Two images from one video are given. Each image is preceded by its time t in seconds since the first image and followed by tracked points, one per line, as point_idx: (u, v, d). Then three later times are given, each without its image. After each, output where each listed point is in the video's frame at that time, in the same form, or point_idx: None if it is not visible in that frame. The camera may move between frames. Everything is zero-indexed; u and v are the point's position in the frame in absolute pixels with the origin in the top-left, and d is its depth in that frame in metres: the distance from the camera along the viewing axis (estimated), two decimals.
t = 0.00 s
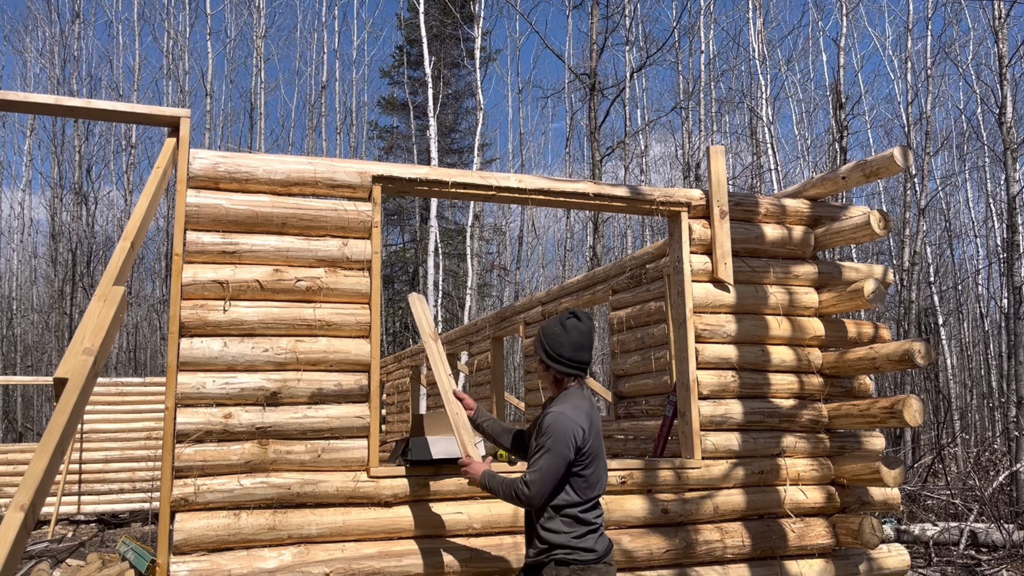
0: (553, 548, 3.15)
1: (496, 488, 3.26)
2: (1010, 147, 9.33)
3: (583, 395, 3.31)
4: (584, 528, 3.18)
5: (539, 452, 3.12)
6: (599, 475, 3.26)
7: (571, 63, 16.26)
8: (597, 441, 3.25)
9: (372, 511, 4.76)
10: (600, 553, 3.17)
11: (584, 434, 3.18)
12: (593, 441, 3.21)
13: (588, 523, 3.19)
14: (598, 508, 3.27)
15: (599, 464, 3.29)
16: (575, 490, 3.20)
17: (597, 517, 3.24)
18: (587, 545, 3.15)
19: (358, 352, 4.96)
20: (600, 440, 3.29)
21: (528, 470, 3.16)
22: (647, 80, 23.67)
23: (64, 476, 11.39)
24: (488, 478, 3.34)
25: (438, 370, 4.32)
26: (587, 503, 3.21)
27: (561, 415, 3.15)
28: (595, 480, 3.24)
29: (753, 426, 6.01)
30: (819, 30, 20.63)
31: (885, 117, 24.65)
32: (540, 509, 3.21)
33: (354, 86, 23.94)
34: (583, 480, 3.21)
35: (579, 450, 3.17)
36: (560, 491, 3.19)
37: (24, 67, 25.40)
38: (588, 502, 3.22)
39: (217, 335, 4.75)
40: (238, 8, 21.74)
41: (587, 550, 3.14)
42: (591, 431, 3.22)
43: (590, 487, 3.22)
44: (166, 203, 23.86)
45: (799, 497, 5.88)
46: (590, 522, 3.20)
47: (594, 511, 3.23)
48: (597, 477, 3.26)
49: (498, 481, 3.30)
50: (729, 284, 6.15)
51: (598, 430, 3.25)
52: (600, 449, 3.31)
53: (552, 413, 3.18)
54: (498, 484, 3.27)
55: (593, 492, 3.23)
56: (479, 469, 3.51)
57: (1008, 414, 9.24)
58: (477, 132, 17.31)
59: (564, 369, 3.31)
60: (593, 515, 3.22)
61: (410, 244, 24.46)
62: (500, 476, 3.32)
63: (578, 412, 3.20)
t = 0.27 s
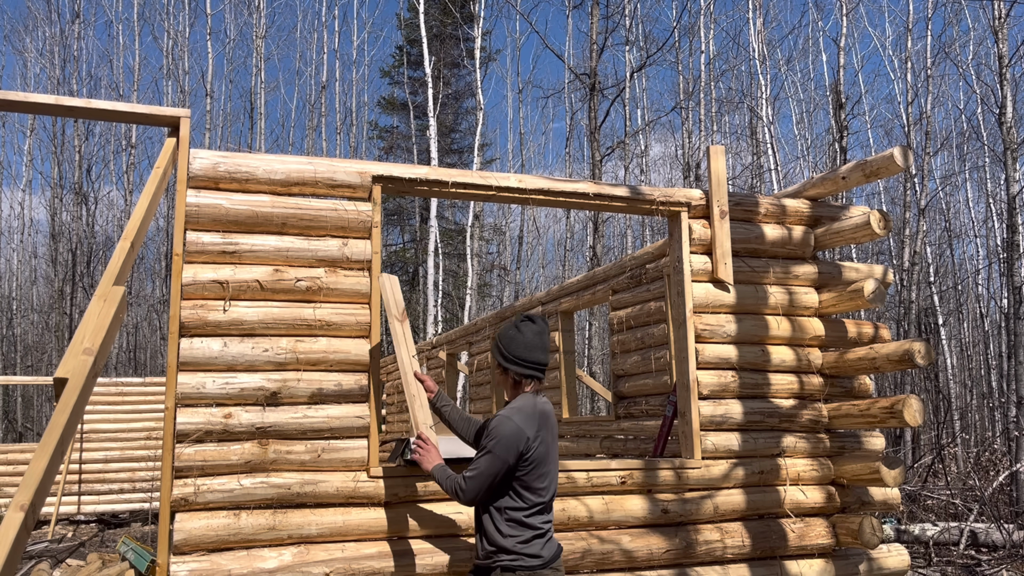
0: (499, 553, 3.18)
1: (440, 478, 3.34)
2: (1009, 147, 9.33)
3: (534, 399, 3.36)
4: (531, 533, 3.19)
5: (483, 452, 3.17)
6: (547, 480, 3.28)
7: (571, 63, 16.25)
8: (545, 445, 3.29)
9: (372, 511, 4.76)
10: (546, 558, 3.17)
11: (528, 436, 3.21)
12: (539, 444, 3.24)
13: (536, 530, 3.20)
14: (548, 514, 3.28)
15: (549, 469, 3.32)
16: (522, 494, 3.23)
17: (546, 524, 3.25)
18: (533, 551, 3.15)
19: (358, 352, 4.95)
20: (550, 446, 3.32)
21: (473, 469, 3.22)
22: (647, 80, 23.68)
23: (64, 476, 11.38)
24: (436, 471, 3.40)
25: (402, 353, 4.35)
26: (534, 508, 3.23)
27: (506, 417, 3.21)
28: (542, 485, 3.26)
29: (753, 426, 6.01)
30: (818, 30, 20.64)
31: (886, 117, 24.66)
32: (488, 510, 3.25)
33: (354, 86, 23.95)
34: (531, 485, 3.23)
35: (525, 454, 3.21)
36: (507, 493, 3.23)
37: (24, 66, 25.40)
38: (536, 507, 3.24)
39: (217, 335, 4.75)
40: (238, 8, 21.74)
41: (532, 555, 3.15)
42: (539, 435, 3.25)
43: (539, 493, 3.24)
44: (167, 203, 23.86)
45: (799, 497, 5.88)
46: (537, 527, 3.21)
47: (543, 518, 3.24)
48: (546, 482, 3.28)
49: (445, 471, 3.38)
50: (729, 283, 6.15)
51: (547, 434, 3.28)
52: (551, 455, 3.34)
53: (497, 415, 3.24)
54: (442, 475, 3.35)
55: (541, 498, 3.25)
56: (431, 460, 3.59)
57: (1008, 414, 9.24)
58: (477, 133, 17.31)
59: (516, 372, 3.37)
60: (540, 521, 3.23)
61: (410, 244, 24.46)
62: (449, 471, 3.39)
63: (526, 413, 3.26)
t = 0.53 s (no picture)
0: (450, 541, 3.24)
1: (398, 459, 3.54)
2: (1009, 147, 9.33)
3: (493, 393, 3.39)
4: (482, 525, 3.22)
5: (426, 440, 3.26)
6: (500, 471, 3.29)
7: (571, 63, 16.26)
8: (498, 439, 3.30)
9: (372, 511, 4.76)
10: (495, 552, 3.18)
11: (474, 427, 3.24)
12: (490, 438, 3.27)
13: (489, 524, 3.22)
14: (505, 509, 3.28)
15: (506, 464, 3.33)
16: (474, 484, 3.27)
17: (501, 516, 3.25)
18: (482, 543, 3.18)
19: (358, 352, 4.95)
20: (506, 440, 3.33)
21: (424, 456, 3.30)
22: (647, 80, 23.68)
23: (64, 476, 11.37)
24: (396, 458, 3.55)
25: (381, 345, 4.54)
26: (486, 499, 3.26)
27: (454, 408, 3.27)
28: (496, 475, 3.28)
29: (753, 426, 6.01)
30: (818, 30, 20.64)
31: (886, 117, 24.67)
32: (443, 501, 3.34)
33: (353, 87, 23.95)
34: (484, 478, 3.26)
35: (474, 447, 3.24)
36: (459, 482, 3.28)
37: (24, 67, 25.40)
38: (488, 498, 3.26)
39: (217, 335, 4.75)
40: (238, 8, 21.75)
41: (481, 547, 3.18)
42: (490, 429, 3.28)
43: (492, 486, 3.27)
44: (167, 203, 23.86)
45: (799, 497, 5.88)
46: (489, 520, 3.22)
47: (497, 512, 3.25)
48: (500, 476, 3.29)
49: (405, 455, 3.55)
50: (729, 283, 6.15)
51: (499, 428, 3.30)
52: (509, 450, 3.35)
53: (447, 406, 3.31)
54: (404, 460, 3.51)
55: (495, 493, 3.26)
56: (394, 447, 3.70)
57: (1008, 414, 9.24)
58: (477, 133, 17.30)
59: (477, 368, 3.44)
60: (494, 514, 3.25)
61: (410, 244, 24.45)
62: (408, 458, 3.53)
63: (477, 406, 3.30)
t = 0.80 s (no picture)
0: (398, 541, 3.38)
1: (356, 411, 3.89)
2: (1010, 147, 9.33)
3: (435, 391, 3.49)
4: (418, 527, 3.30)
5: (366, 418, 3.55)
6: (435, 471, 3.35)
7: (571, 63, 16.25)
8: (432, 436, 3.38)
9: (372, 511, 4.76)
10: (426, 554, 3.23)
11: (403, 423, 3.39)
12: (421, 435, 3.36)
13: (427, 522, 3.29)
14: (445, 508, 3.32)
15: (448, 463, 3.37)
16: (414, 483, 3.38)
17: (436, 517, 3.29)
18: (413, 544, 3.26)
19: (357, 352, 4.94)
20: (443, 437, 3.38)
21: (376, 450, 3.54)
22: (647, 80, 23.68)
23: (64, 476, 11.36)
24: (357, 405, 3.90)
25: (358, 310, 4.86)
26: (423, 497, 3.34)
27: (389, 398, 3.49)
28: (431, 474, 3.34)
29: (753, 426, 6.01)
30: (818, 30, 20.64)
31: (886, 117, 24.68)
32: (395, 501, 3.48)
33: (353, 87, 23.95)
34: (419, 476, 3.36)
35: (407, 444, 3.38)
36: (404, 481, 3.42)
37: (24, 67, 25.40)
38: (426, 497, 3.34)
39: (217, 335, 4.75)
40: (238, 8, 21.74)
41: (414, 547, 3.26)
42: (421, 425, 3.38)
43: (428, 483, 3.35)
44: (167, 203, 23.85)
45: (799, 497, 5.88)
46: (424, 521, 3.29)
47: (435, 511, 3.31)
48: (435, 475, 3.35)
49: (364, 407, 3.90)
50: (730, 283, 6.15)
51: (433, 425, 3.38)
52: (448, 448, 3.39)
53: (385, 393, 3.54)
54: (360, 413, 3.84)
55: (432, 490, 3.34)
56: (359, 392, 4.07)
57: (1008, 414, 9.24)
58: (477, 133, 17.28)
59: (432, 369, 3.58)
60: (429, 515, 3.30)
61: (410, 244, 24.44)
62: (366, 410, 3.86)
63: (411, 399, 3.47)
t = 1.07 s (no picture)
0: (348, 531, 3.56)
1: (322, 341, 4.18)
2: (1009, 147, 9.33)
3: (382, 387, 3.59)
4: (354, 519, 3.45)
5: (333, 364, 3.89)
6: (370, 467, 3.45)
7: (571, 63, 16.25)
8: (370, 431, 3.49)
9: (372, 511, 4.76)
10: (353, 547, 3.36)
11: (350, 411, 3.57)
12: (355, 428, 3.50)
13: (359, 518, 3.42)
14: (376, 506, 3.40)
15: (380, 462, 3.44)
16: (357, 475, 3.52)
17: (365, 513, 3.40)
18: (346, 534, 3.42)
19: (357, 352, 4.93)
20: (377, 435, 3.47)
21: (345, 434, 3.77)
22: (647, 80, 23.69)
23: (64, 476, 11.36)
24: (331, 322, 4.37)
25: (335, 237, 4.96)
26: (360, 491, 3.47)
27: (344, 376, 3.74)
28: (367, 470, 3.46)
29: (753, 426, 6.01)
30: (818, 31, 20.64)
31: (886, 117, 24.69)
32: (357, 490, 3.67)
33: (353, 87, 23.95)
34: (356, 471, 3.49)
35: (349, 435, 3.56)
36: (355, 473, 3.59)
37: (24, 67, 25.40)
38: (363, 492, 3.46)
39: (217, 335, 4.75)
40: (238, 8, 21.74)
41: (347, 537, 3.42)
42: (360, 417, 3.52)
43: (362, 479, 3.46)
44: (167, 203, 23.85)
45: (799, 497, 5.88)
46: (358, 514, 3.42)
47: (367, 506, 3.41)
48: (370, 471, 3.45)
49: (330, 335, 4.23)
50: (729, 283, 6.15)
51: (373, 420, 3.50)
52: (381, 446, 3.45)
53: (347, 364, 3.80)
54: (324, 345, 4.13)
55: (366, 486, 3.45)
56: (335, 311, 4.59)
57: (1008, 414, 9.23)
58: (477, 133, 17.27)
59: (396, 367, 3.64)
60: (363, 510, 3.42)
61: (410, 244, 24.43)
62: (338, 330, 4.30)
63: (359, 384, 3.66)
